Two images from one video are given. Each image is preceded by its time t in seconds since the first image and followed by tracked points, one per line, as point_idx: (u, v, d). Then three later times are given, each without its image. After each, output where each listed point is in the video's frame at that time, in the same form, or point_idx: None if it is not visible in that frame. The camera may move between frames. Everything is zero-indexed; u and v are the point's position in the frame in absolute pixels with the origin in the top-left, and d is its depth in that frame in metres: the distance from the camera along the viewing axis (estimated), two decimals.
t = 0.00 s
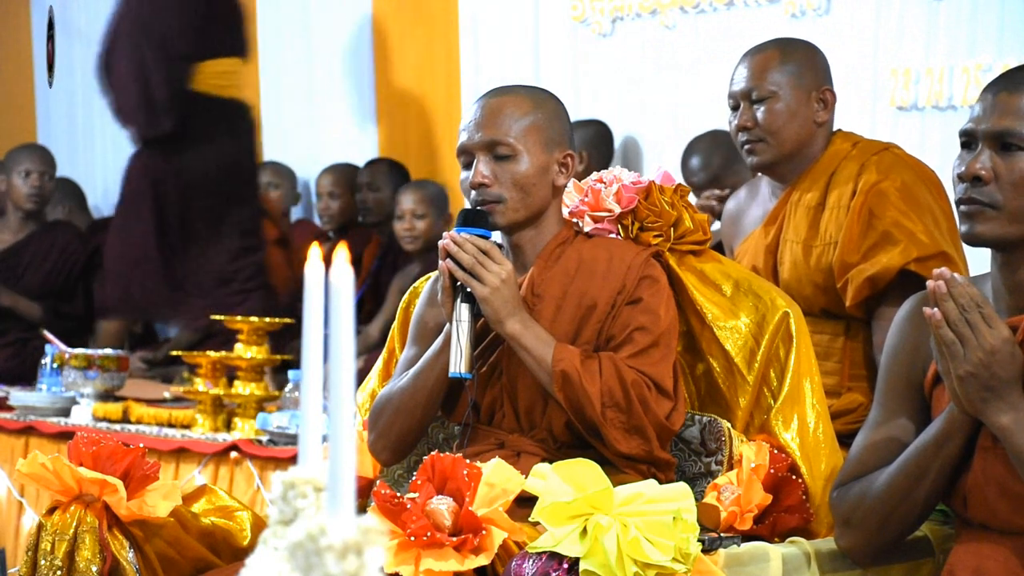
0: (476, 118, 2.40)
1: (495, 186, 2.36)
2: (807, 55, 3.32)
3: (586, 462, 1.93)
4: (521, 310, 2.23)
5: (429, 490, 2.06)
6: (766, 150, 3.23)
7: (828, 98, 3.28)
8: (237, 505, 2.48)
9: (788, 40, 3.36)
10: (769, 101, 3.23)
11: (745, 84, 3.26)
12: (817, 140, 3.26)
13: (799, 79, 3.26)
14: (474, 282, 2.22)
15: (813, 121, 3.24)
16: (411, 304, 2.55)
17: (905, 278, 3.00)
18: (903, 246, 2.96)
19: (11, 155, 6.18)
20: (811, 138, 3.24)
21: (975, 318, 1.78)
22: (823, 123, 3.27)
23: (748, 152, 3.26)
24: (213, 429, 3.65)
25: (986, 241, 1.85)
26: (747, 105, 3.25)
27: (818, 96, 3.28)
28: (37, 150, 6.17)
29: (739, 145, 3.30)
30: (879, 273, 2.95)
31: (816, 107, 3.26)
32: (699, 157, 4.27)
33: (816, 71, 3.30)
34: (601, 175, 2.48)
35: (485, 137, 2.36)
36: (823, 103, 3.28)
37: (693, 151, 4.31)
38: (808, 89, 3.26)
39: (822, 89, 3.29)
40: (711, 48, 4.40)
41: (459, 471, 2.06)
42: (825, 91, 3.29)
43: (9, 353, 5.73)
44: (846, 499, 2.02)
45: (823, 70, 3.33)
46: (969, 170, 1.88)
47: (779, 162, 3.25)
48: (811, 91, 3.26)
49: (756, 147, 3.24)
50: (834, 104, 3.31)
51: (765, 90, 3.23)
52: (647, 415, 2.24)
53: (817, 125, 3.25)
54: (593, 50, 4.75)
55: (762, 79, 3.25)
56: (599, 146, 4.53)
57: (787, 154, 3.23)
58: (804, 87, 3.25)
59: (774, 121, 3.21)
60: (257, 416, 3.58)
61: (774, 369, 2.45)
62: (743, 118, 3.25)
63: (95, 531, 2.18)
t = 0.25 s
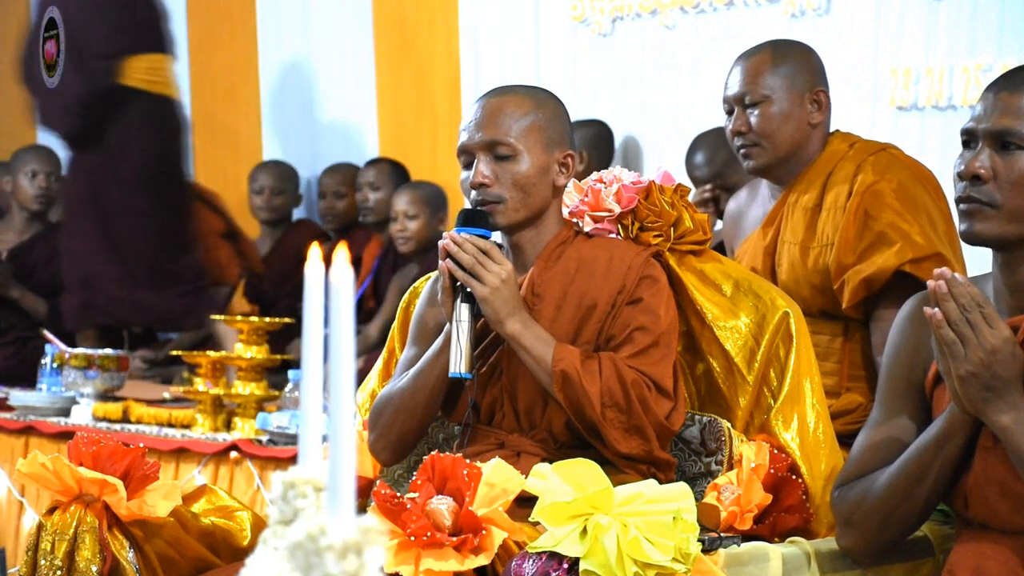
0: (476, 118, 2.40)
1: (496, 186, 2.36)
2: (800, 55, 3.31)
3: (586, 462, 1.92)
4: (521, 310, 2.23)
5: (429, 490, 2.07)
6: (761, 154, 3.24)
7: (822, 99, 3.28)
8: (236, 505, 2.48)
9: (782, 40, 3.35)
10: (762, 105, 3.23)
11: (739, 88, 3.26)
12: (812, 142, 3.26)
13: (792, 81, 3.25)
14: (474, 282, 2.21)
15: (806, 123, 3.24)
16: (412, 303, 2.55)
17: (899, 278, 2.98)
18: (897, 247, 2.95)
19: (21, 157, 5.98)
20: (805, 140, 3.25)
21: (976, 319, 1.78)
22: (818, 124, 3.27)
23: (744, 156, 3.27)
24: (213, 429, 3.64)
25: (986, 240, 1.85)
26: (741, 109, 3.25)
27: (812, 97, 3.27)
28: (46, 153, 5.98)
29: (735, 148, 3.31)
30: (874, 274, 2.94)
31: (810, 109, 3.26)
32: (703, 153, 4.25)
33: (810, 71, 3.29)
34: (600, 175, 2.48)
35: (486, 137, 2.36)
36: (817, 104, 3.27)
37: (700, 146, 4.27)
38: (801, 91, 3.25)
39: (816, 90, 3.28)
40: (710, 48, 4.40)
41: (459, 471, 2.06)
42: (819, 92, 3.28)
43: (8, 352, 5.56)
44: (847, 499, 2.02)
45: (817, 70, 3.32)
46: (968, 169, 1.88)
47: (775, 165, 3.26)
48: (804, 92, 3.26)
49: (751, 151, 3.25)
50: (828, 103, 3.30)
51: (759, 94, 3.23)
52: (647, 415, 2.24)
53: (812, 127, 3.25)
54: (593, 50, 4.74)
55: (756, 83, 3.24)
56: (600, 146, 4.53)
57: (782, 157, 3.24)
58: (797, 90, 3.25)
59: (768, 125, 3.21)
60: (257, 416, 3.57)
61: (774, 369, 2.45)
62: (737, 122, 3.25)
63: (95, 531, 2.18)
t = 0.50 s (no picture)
0: (476, 118, 2.40)
1: (496, 186, 2.36)
2: (779, 62, 3.29)
3: (587, 461, 1.92)
4: (521, 310, 2.23)
5: (429, 490, 2.06)
6: (750, 166, 3.27)
7: (801, 103, 3.24)
8: (236, 505, 2.48)
9: (764, 49, 3.34)
10: (743, 118, 3.24)
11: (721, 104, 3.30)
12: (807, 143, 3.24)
13: (770, 90, 3.24)
14: (474, 282, 2.21)
15: (786, 131, 3.22)
16: (411, 304, 2.55)
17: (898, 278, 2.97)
18: (896, 247, 2.93)
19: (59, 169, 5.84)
20: (789, 148, 3.23)
21: (977, 319, 1.78)
22: (800, 127, 3.23)
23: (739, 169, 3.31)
24: (213, 429, 3.64)
25: (986, 241, 1.85)
26: (726, 125, 3.28)
27: (790, 103, 3.24)
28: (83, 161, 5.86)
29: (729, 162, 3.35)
30: (872, 275, 2.93)
31: (788, 114, 3.23)
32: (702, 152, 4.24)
33: (789, 77, 3.27)
34: (601, 175, 2.48)
35: (486, 137, 2.36)
36: (796, 109, 3.24)
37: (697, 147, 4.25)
38: (778, 99, 3.23)
39: (794, 95, 3.25)
40: (710, 48, 4.39)
41: (459, 471, 2.06)
42: (797, 95, 3.25)
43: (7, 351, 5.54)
44: (847, 499, 2.02)
45: (798, 74, 3.28)
46: (969, 170, 1.88)
47: (768, 174, 3.26)
48: (781, 100, 3.24)
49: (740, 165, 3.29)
50: (811, 106, 3.26)
51: (735, 108, 3.25)
52: (647, 415, 2.24)
53: (795, 134, 3.23)
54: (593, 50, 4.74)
55: (736, 97, 3.26)
56: (601, 146, 4.53)
57: (770, 168, 3.25)
58: (773, 98, 3.23)
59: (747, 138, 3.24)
60: (257, 416, 3.57)
61: (774, 369, 2.45)
62: (723, 138, 3.30)
63: (95, 531, 2.18)
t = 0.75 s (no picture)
0: (477, 118, 2.40)
1: (496, 186, 2.36)
2: (741, 76, 3.21)
3: (587, 461, 1.92)
4: (521, 310, 2.23)
5: (429, 490, 2.06)
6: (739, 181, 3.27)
7: (762, 119, 3.16)
8: (236, 505, 2.48)
9: (733, 60, 3.25)
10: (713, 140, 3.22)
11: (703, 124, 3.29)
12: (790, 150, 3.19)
13: (729, 111, 3.18)
14: (474, 282, 2.21)
15: (753, 150, 3.17)
16: (411, 303, 2.55)
17: (892, 278, 2.90)
18: (888, 247, 2.87)
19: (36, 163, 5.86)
20: (761, 165, 3.18)
21: (977, 320, 1.78)
22: (766, 143, 3.16)
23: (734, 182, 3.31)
24: (213, 429, 3.64)
25: (986, 244, 1.85)
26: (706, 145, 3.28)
27: (752, 120, 3.17)
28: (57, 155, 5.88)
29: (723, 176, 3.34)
30: (864, 276, 2.87)
31: (751, 132, 3.17)
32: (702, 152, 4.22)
33: (750, 92, 3.18)
34: (601, 175, 2.47)
35: (486, 137, 2.36)
36: (759, 125, 3.16)
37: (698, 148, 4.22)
38: (739, 119, 3.17)
39: (756, 109, 3.17)
40: (710, 49, 4.39)
41: (459, 471, 2.06)
42: (756, 112, 3.16)
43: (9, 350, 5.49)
44: (848, 499, 2.02)
45: (761, 86, 3.18)
46: (969, 173, 1.88)
47: (752, 188, 3.23)
48: (743, 118, 3.17)
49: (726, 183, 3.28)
50: (776, 118, 3.17)
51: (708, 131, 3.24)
52: (647, 415, 2.24)
53: (762, 150, 3.17)
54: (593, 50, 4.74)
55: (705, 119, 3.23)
56: (601, 145, 4.53)
57: (750, 186, 3.23)
58: (734, 119, 3.17)
59: (723, 160, 3.23)
60: (257, 416, 3.56)
61: (774, 369, 2.45)
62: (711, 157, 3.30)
63: (95, 531, 2.18)
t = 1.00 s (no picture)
0: (477, 118, 2.40)
1: (496, 186, 2.36)
2: (735, 78, 3.22)
3: (587, 462, 1.92)
4: (521, 309, 2.23)
5: (429, 490, 2.06)
6: (736, 185, 3.26)
7: (755, 119, 3.16)
8: (236, 505, 2.48)
9: (728, 65, 3.27)
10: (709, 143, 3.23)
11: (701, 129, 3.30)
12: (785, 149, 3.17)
13: (722, 113, 3.19)
14: (474, 282, 2.21)
15: (747, 151, 3.17)
16: (411, 303, 2.54)
17: (887, 279, 2.89)
18: (883, 248, 2.85)
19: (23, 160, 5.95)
20: (756, 166, 3.17)
21: (975, 320, 1.78)
22: (759, 144, 3.16)
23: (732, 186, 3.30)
24: (213, 428, 3.63)
25: (984, 246, 1.85)
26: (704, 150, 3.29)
27: (745, 121, 3.17)
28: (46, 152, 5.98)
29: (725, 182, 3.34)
30: (860, 276, 2.85)
31: (745, 134, 3.17)
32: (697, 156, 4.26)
33: (744, 93, 3.19)
34: (600, 175, 2.47)
35: (486, 137, 2.36)
36: (752, 126, 3.17)
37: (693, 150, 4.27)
38: (732, 121, 3.18)
39: (750, 111, 3.17)
40: (709, 49, 4.39)
41: (459, 471, 2.06)
42: (750, 113, 3.17)
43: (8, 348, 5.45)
44: (847, 500, 2.02)
45: (754, 88, 3.19)
46: (966, 176, 1.88)
47: (750, 190, 3.22)
48: (737, 120, 3.18)
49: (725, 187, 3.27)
50: (770, 119, 3.17)
51: (705, 135, 3.25)
52: (647, 415, 2.24)
53: (756, 151, 3.16)
54: (593, 50, 4.74)
55: (701, 122, 3.25)
56: (601, 145, 4.53)
57: (747, 189, 3.22)
58: (727, 121, 3.18)
59: (720, 163, 3.23)
60: (258, 415, 3.55)
61: (774, 369, 2.45)
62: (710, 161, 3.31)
63: (95, 531, 2.18)
